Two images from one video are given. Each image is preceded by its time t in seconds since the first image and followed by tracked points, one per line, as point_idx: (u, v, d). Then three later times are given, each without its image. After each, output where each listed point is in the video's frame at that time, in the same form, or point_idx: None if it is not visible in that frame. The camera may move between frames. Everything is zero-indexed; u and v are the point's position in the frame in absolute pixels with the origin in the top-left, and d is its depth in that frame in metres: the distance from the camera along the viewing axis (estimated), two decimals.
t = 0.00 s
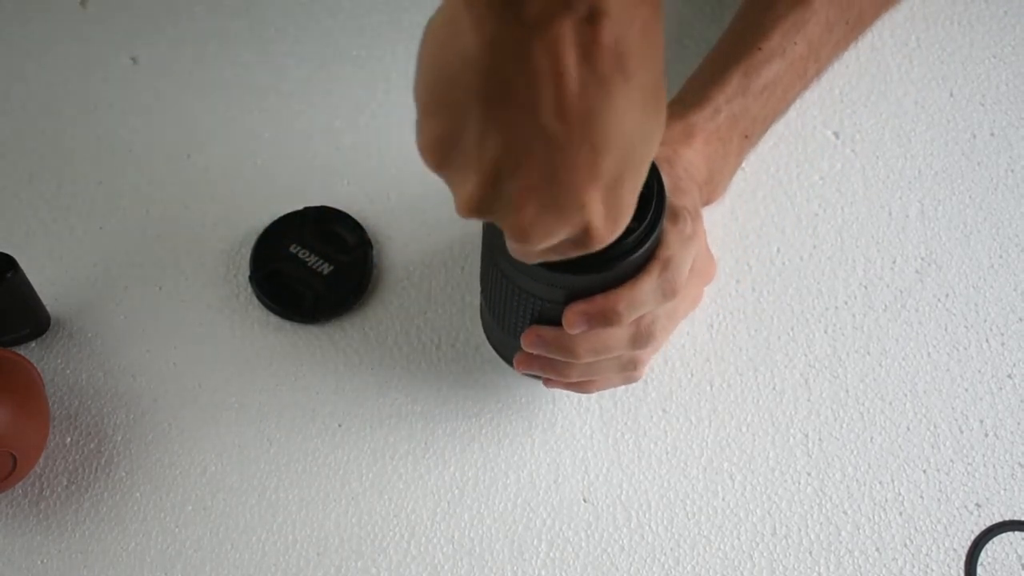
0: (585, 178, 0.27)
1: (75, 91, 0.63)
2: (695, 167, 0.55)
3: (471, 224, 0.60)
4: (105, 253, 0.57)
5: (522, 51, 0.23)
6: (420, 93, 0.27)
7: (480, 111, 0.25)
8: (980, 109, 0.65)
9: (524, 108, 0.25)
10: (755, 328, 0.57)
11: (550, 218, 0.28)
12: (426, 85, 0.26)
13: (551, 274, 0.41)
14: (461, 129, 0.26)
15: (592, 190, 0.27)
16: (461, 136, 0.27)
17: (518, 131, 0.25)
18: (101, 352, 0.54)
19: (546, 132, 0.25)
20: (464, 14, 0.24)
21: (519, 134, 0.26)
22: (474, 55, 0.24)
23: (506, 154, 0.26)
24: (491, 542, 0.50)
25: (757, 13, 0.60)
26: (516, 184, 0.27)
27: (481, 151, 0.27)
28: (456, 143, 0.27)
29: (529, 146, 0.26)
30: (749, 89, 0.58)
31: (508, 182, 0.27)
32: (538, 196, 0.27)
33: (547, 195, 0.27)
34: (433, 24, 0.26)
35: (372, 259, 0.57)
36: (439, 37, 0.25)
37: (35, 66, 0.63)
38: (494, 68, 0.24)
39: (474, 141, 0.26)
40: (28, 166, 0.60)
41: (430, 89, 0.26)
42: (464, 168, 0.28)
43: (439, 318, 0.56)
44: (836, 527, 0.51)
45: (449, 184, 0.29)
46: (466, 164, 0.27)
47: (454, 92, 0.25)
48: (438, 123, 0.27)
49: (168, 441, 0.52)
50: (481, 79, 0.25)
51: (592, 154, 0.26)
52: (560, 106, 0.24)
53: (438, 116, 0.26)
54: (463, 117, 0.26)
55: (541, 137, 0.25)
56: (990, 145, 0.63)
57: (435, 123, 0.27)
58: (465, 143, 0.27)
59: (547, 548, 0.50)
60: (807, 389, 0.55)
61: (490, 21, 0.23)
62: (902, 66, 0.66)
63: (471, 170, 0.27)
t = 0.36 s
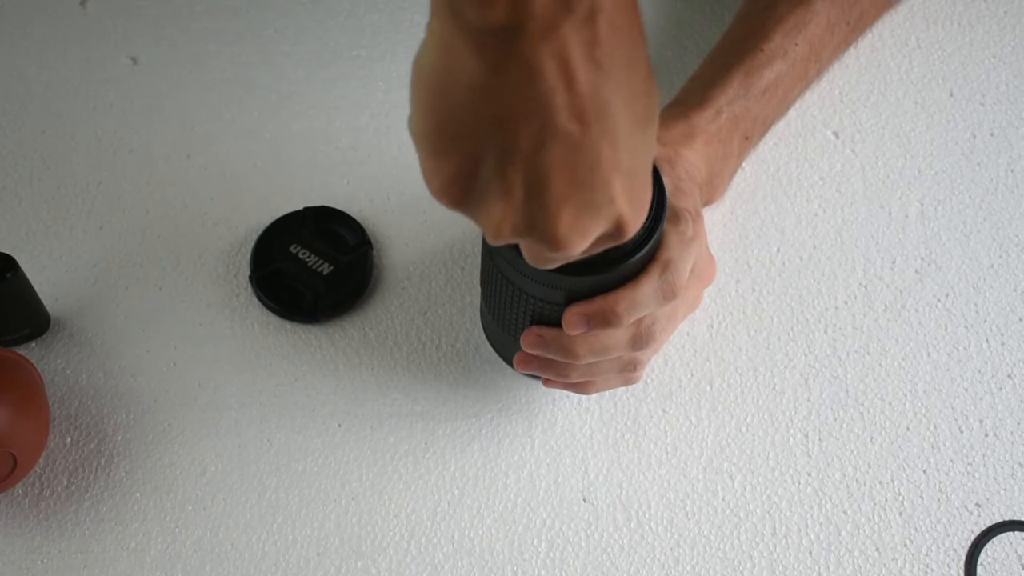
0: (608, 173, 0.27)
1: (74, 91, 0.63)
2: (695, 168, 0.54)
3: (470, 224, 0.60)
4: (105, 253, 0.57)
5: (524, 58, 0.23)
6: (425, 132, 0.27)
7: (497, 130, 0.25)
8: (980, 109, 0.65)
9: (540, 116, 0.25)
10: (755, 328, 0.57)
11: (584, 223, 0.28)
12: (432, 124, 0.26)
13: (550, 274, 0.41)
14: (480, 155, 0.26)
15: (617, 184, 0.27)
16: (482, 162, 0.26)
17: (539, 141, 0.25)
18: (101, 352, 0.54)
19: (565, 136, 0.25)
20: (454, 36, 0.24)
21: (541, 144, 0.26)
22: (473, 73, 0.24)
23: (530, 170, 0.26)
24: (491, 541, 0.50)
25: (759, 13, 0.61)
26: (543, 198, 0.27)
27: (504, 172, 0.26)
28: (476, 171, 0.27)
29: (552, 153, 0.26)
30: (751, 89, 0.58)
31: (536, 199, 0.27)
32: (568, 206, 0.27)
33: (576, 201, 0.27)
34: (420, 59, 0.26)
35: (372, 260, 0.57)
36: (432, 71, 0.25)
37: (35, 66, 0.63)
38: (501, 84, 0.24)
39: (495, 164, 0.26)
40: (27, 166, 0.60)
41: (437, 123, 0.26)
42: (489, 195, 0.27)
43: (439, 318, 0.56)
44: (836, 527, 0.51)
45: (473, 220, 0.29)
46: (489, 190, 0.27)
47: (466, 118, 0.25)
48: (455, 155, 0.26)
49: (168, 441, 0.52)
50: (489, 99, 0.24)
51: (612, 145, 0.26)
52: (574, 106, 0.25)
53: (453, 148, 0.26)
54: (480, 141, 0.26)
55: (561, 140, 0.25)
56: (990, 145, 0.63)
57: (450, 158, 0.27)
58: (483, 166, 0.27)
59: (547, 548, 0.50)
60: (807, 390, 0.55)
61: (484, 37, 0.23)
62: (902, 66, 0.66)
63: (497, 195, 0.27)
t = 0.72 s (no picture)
0: (631, 154, 0.28)
1: (74, 91, 0.63)
2: (696, 167, 0.54)
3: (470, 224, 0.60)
4: (105, 253, 0.57)
5: (545, 73, 0.24)
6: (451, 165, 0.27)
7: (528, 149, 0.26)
8: (979, 110, 0.65)
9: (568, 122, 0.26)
10: (755, 328, 0.57)
11: (620, 208, 0.30)
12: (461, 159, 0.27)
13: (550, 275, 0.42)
14: (513, 176, 0.27)
15: (638, 160, 0.29)
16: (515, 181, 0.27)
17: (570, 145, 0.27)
18: (101, 352, 0.54)
19: (590, 134, 0.26)
20: (469, 71, 0.24)
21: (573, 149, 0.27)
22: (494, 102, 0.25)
23: (565, 176, 0.27)
24: (491, 541, 0.50)
25: (760, 13, 0.61)
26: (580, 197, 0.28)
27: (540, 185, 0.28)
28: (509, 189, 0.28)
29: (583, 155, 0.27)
30: (752, 89, 0.58)
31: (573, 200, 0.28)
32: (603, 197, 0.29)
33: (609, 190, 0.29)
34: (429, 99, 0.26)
35: (372, 260, 0.57)
36: (449, 111, 0.26)
37: (34, 66, 0.63)
38: (525, 103, 0.25)
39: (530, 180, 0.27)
40: (27, 165, 0.60)
41: (466, 163, 0.27)
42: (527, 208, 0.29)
43: (439, 318, 0.56)
44: (836, 527, 0.51)
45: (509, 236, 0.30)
46: (525, 204, 0.28)
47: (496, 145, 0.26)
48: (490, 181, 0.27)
49: (168, 441, 0.52)
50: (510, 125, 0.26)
51: (627, 130, 0.28)
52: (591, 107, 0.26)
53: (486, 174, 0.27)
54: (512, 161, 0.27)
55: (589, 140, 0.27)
56: (990, 145, 0.64)
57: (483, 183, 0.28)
58: (519, 188, 0.28)
59: (547, 548, 0.50)
60: (807, 390, 0.55)
61: (495, 62, 0.24)
62: (902, 66, 0.66)
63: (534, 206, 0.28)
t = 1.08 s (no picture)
0: (647, 113, 0.31)
1: (75, 91, 0.63)
2: (696, 167, 0.54)
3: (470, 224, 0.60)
4: (105, 253, 0.57)
5: (569, 61, 0.26)
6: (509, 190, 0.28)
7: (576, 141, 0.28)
8: (979, 109, 0.65)
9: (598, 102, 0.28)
10: (755, 328, 0.57)
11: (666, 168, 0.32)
12: (524, 177, 0.28)
13: (551, 274, 0.42)
14: (569, 177, 0.29)
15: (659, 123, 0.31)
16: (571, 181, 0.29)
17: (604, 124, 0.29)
18: (101, 352, 0.54)
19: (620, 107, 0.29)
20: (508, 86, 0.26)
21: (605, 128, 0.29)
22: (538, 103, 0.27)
23: (612, 155, 0.29)
24: (491, 541, 0.50)
25: (760, 13, 0.61)
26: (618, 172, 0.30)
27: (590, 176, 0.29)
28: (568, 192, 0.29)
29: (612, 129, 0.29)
30: (752, 89, 0.58)
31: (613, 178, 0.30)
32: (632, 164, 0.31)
33: (648, 158, 0.30)
34: (470, 134, 0.27)
35: (372, 260, 0.57)
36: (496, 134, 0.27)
37: (34, 66, 0.63)
38: (568, 101, 0.27)
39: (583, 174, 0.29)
40: (27, 165, 0.60)
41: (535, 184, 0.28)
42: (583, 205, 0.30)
43: (439, 318, 0.56)
44: (836, 527, 0.51)
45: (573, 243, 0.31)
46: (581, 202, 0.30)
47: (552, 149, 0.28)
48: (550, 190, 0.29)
49: (168, 441, 0.52)
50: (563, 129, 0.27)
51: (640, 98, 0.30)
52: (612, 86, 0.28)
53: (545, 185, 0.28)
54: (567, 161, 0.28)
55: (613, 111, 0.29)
56: (990, 145, 0.64)
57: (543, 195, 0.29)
58: (585, 187, 0.29)
59: (546, 548, 0.50)
60: (807, 390, 0.55)
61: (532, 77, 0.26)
62: (902, 66, 0.66)
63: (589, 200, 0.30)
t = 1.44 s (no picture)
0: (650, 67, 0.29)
1: (74, 90, 0.63)
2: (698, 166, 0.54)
3: (470, 224, 0.60)
4: (106, 253, 0.57)
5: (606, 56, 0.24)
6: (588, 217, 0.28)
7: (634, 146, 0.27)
8: (979, 109, 0.65)
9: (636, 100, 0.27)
10: (755, 328, 0.57)
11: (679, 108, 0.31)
12: (601, 192, 0.26)
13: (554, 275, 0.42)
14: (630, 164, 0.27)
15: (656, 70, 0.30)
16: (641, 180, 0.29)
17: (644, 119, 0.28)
18: (101, 352, 0.54)
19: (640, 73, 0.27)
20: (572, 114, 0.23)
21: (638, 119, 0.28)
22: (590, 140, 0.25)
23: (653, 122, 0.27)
24: (491, 541, 0.50)
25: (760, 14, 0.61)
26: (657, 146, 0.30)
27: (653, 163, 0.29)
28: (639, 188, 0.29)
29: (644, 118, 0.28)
30: (753, 89, 0.58)
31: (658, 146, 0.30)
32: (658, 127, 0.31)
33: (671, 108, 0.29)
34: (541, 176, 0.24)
35: (372, 260, 0.57)
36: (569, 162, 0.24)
37: (34, 66, 0.63)
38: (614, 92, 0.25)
39: (654, 159, 0.28)
40: (27, 165, 0.60)
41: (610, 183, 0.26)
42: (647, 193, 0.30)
43: (439, 318, 0.56)
44: (836, 527, 0.51)
45: (650, 216, 0.30)
46: (652, 179, 0.29)
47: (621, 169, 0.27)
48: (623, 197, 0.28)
49: (168, 441, 0.52)
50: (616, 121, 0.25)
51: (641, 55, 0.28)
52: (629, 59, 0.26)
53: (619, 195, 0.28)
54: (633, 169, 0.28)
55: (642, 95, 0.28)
56: (990, 145, 0.64)
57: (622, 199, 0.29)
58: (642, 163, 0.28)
59: (546, 548, 0.50)
60: (807, 390, 0.55)
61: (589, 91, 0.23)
62: (902, 66, 0.66)
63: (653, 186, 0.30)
